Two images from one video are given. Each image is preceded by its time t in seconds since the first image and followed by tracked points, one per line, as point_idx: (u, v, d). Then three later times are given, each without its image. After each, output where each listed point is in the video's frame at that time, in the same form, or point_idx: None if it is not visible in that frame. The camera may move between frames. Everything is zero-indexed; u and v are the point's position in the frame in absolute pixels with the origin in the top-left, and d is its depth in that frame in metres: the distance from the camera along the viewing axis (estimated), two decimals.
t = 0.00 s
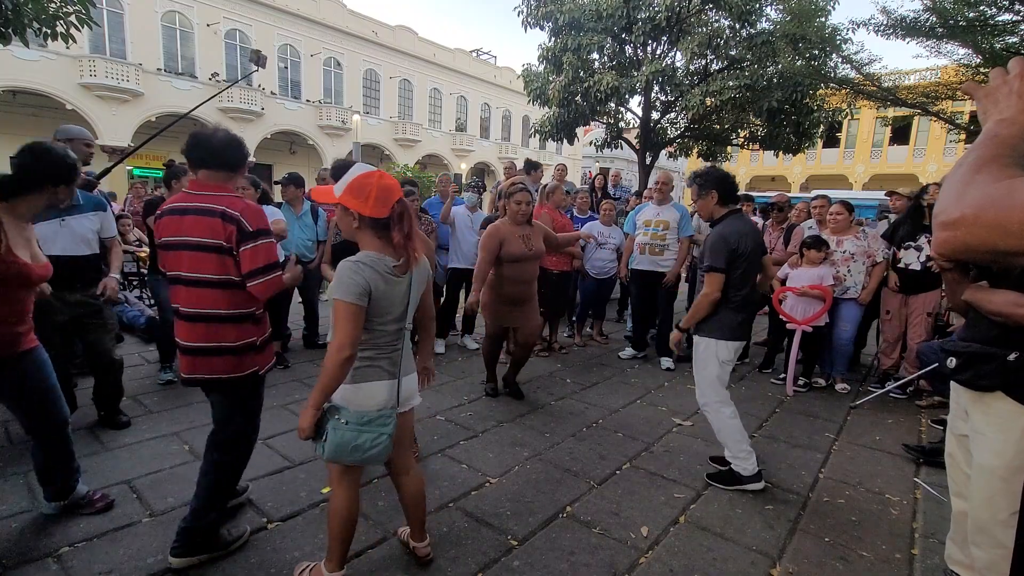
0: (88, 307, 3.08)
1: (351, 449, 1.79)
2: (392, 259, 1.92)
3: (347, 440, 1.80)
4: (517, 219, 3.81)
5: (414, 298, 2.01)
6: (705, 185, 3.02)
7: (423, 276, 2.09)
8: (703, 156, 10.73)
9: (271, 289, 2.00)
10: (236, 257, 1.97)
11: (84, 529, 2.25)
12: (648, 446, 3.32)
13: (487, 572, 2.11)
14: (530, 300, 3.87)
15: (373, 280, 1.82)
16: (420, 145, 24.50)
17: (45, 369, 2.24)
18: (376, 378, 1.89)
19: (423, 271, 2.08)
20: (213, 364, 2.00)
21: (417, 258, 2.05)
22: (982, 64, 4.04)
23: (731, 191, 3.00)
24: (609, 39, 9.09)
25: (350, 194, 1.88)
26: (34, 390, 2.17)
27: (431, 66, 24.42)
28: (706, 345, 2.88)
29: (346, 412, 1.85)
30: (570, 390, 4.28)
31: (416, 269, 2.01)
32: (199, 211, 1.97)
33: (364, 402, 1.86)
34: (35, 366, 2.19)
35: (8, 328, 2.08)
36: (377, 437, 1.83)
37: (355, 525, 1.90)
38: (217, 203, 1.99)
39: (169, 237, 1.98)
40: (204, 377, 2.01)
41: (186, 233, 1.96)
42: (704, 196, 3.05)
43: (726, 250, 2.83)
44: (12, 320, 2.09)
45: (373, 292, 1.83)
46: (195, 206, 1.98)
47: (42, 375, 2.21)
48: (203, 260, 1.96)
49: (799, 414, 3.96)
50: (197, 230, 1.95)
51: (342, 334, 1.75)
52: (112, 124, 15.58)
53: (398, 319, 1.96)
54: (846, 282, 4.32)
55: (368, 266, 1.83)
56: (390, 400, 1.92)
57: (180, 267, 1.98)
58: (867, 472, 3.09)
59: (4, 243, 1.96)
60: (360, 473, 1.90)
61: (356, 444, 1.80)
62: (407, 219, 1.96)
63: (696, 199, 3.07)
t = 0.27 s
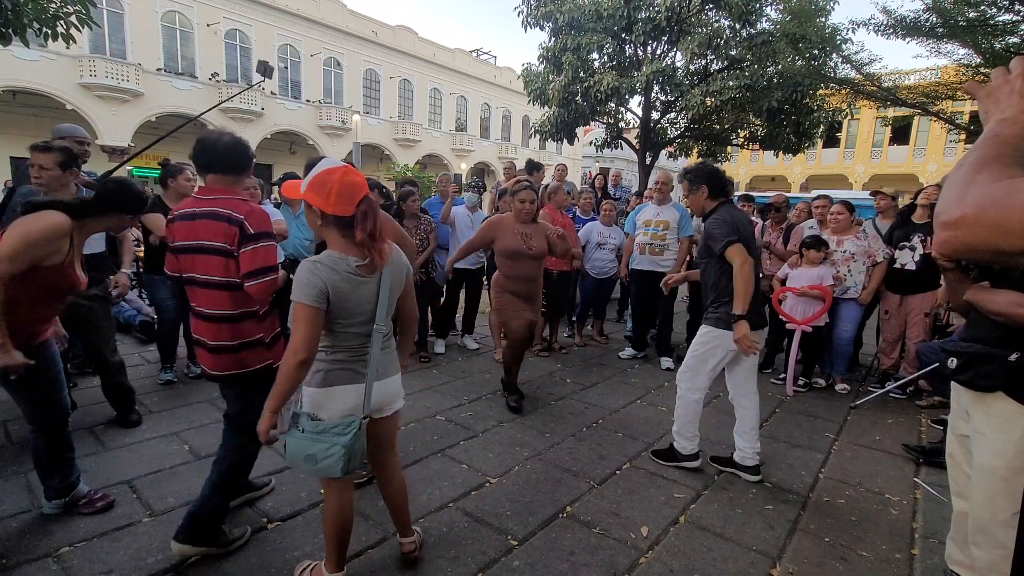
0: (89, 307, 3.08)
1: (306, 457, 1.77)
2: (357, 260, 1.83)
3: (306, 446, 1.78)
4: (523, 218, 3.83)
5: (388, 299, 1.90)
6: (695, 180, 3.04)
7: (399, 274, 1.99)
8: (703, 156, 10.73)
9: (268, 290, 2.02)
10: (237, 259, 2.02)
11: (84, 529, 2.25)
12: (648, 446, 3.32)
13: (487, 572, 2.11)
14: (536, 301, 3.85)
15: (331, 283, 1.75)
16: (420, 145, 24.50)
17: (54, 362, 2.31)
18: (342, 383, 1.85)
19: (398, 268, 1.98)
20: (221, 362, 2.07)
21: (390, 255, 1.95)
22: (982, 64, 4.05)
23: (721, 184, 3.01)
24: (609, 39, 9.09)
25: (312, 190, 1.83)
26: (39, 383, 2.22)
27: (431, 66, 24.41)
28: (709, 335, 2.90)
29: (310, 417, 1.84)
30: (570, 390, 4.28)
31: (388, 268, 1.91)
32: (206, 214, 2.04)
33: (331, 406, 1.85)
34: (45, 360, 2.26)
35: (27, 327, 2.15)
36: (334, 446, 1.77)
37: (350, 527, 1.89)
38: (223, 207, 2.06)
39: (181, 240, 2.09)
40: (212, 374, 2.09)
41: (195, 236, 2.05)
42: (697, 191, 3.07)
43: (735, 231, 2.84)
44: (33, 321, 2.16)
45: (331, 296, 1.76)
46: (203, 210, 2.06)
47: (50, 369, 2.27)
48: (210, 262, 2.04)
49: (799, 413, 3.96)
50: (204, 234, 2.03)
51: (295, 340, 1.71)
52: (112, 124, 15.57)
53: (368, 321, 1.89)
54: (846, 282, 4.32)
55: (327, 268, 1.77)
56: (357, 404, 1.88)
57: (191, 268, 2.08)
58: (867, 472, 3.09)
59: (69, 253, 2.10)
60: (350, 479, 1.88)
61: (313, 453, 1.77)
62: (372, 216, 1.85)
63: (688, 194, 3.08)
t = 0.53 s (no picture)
0: (89, 307, 3.08)
1: (282, 457, 1.78)
2: (338, 259, 1.82)
3: (283, 447, 1.79)
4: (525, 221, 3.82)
5: (371, 301, 1.88)
6: (686, 184, 3.03)
7: (386, 275, 1.97)
8: (703, 156, 10.73)
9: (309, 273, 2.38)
10: (274, 252, 2.30)
11: (84, 528, 2.25)
12: (648, 446, 3.31)
13: (487, 572, 2.11)
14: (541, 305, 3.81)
15: (309, 281, 1.76)
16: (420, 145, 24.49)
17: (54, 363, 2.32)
18: (323, 384, 1.86)
19: (384, 268, 1.96)
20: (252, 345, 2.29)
21: (376, 256, 1.93)
22: (982, 64, 4.05)
23: (710, 189, 3.01)
24: (609, 39, 9.09)
25: (300, 185, 1.85)
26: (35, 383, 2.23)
27: (431, 66, 24.41)
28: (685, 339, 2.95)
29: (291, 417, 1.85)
30: (570, 390, 4.28)
31: (371, 268, 1.89)
32: (234, 210, 2.24)
33: (311, 406, 1.85)
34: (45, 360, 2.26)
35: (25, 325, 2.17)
36: (309, 449, 1.76)
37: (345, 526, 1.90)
38: (250, 203, 2.26)
39: (203, 235, 2.23)
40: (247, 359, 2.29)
41: (223, 231, 2.22)
42: (686, 195, 3.06)
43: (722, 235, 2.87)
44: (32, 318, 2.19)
45: (309, 294, 1.77)
46: (230, 207, 2.24)
47: (49, 369, 2.27)
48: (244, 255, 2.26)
49: (799, 414, 3.96)
50: (237, 228, 2.23)
51: (273, 336, 1.75)
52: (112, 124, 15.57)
53: (350, 323, 1.88)
54: (847, 282, 4.31)
55: (307, 265, 1.78)
56: (337, 407, 1.86)
57: (217, 263, 2.23)
58: (867, 472, 3.09)
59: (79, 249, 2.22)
60: (341, 480, 1.87)
61: (289, 454, 1.77)
62: (353, 213, 1.81)
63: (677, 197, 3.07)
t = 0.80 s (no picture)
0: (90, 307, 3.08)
1: (272, 453, 1.80)
2: (332, 256, 1.82)
3: (273, 442, 1.81)
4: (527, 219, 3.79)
5: (365, 299, 1.86)
6: (665, 181, 3.06)
7: (383, 275, 1.96)
8: (703, 156, 10.74)
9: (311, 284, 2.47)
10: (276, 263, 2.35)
11: (84, 529, 2.25)
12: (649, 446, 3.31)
13: (487, 572, 2.11)
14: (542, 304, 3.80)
15: (300, 276, 1.78)
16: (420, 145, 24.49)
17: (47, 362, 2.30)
18: (313, 382, 1.86)
19: (382, 268, 1.95)
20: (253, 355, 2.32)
21: (372, 255, 1.92)
22: (982, 64, 4.05)
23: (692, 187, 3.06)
24: (609, 39, 9.09)
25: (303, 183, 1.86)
26: (31, 385, 2.21)
27: (431, 66, 24.41)
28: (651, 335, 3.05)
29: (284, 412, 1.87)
30: (570, 390, 4.28)
31: (367, 267, 1.88)
32: (237, 221, 2.25)
33: (302, 404, 1.85)
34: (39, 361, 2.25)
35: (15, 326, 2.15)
36: (296, 447, 1.75)
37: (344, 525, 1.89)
38: (254, 214, 2.29)
39: (205, 246, 2.23)
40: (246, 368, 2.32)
41: (226, 242, 2.24)
42: (666, 190, 3.09)
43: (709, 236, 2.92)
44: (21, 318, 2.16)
45: (299, 289, 1.78)
46: (233, 218, 2.25)
47: (43, 369, 2.26)
48: (246, 266, 2.28)
49: (799, 413, 3.96)
50: (241, 239, 2.25)
51: (262, 328, 1.78)
52: (112, 124, 15.57)
53: (344, 321, 1.88)
54: (848, 282, 4.31)
55: (300, 258, 1.80)
56: (327, 407, 1.84)
57: (221, 273, 2.25)
58: (867, 472, 3.09)
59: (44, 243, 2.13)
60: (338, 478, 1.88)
61: (278, 450, 1.79)
62: (349, 211, 1.81)
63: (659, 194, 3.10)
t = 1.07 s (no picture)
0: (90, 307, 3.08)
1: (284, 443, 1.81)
2: (354, 255, 1.83)
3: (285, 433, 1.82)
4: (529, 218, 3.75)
5: (380, 299, 1.89)
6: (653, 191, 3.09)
7: (397, 276, 1.98)
8: (703, 156, 10.74)
9: (260, 294, 2.09)
10: (226, 262, 2.02)
11: (83, 529, 2.25)
12: (649, 446, 3.32)
13: (487, 572, 2.11)
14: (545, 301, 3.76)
15: (320, 273, 1.78)
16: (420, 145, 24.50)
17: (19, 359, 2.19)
18: (326, 377, 1.87)
19: (397, 270, 1.97)
20: (199, 364, 2.02)
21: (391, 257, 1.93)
22: (982, 64, 4.05)
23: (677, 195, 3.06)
24: (609, 39, 9.10)
25: (331, 185, 1.84)
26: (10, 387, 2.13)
27: (431, 66, 24.41)
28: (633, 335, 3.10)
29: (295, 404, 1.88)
30: (569, 390, 4.28)
31: (385, 269, 1.89)
32: (183, 213, 1.94)
33: (314, 397, 1.86)
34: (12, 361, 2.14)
35: None
36: (310, 438, 1.78)
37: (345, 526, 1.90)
38: (200, 206, 1.98)
39: (147, 239, 1.94)
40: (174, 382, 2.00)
41: (170, 235, 1.93)
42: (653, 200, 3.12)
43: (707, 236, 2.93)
44: None
45: (318, 285, 1.79)
46: (178, 209, 1.95)
47: (18, 365, 2.16)
48: (191, 264, 1.96)
49: (799, 414, 3.96)
50: (185, 233, 1.94)
51: (277, 321, 1.77)
52: (112, 124, 15.57)
53: (357, 318, 1.89)
54: (849, 283, 4.31)
55: (321, 255, 1.80)
56: (340, 401, 1.87)
57: (157, 269, 1.94)
58: (867, 472, 3.09)
59: None
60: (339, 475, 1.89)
61: (291, 440, 1.81)
62: (380, 215, 1.83)
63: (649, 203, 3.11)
